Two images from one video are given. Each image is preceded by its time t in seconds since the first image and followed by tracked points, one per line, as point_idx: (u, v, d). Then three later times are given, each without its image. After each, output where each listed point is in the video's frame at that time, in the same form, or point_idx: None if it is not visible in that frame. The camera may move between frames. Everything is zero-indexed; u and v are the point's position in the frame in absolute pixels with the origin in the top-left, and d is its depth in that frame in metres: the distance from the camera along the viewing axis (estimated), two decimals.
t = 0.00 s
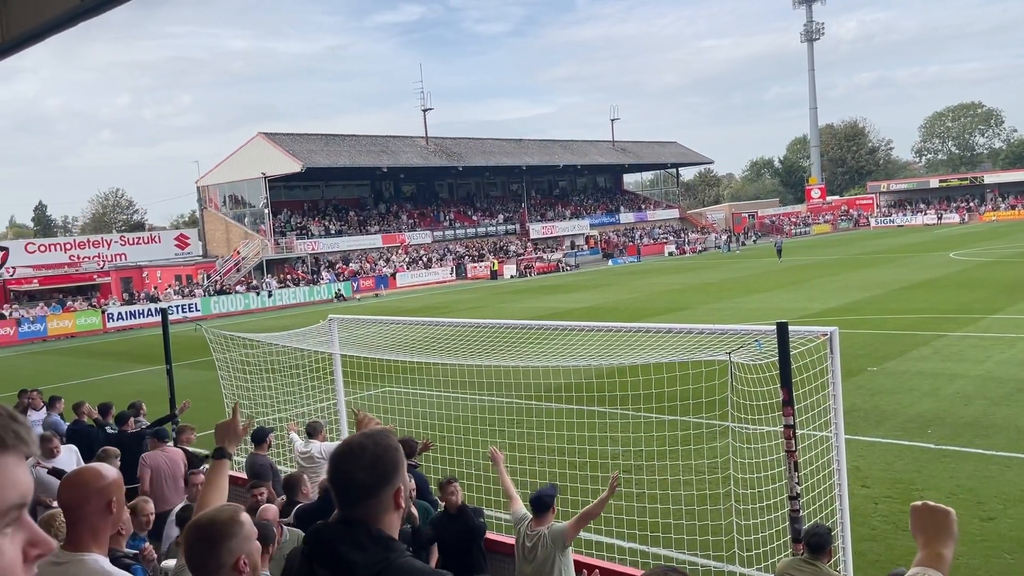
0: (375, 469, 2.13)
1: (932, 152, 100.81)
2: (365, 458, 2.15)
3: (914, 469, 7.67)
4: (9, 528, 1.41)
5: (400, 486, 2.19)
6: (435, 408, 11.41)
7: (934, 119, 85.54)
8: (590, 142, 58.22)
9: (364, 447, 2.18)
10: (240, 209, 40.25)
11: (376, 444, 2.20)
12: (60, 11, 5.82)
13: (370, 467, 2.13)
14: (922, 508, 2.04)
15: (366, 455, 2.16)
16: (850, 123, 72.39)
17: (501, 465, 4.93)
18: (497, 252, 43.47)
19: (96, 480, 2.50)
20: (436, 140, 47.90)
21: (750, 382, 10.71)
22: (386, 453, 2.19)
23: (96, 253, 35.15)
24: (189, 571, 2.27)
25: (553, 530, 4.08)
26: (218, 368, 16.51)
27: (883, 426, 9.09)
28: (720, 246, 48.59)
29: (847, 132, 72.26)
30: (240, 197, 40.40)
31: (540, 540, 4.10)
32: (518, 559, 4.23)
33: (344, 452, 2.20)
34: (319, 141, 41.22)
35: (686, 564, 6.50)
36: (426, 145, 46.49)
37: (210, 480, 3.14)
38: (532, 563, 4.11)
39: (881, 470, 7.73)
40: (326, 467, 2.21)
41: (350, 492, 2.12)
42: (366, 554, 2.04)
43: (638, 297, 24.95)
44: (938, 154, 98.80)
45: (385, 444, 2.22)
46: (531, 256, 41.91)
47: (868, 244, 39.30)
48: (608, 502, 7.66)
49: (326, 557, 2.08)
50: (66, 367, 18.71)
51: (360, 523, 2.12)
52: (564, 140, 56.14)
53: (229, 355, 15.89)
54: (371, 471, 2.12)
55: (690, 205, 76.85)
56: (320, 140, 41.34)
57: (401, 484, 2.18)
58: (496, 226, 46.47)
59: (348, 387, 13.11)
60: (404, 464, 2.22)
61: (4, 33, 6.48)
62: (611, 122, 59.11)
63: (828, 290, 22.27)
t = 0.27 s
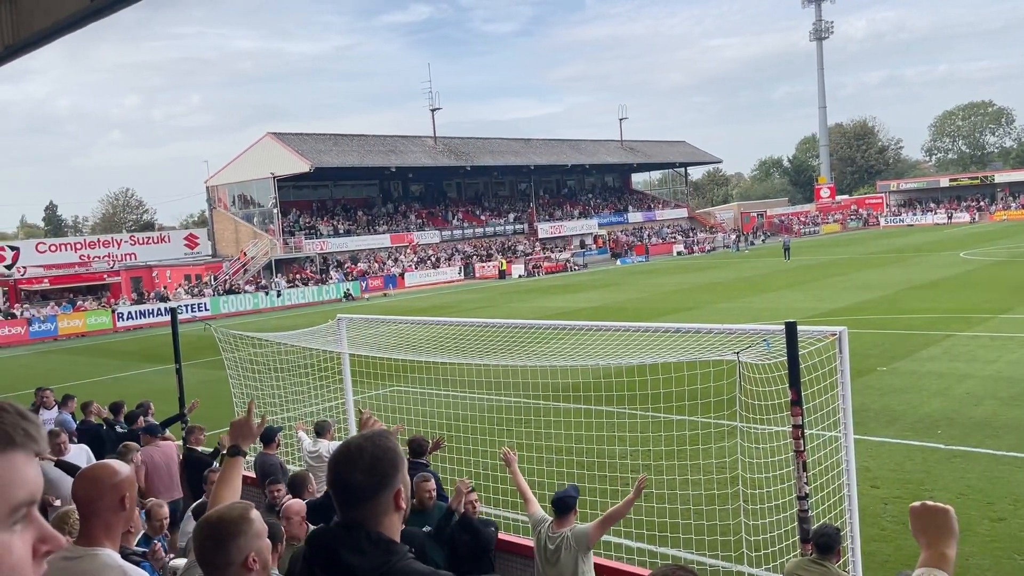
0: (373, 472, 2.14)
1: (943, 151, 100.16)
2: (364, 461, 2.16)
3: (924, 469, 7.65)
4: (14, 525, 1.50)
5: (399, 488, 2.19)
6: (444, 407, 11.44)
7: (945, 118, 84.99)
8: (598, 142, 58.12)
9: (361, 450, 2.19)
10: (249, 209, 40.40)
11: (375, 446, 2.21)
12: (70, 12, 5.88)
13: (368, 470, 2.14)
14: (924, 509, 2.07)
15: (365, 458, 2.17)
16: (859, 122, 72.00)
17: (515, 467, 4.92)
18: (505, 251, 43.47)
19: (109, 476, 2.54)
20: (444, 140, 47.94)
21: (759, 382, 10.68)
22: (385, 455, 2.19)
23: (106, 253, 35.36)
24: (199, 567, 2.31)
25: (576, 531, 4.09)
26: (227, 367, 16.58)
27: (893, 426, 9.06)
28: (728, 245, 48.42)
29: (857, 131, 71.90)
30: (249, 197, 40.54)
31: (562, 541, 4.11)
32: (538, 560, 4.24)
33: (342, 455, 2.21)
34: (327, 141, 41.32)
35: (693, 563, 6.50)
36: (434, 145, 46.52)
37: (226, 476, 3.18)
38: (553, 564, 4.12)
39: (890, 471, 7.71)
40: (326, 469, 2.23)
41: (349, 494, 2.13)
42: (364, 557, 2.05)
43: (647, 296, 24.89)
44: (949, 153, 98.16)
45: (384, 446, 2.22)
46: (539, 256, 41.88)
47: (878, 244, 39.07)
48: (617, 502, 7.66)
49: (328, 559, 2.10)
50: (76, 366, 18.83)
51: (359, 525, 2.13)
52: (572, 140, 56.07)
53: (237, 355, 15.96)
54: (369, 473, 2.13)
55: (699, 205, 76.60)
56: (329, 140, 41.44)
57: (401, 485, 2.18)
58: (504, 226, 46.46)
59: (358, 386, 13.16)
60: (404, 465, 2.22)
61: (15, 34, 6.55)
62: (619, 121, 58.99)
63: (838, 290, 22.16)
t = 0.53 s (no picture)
0: (375, 474, 2.13)
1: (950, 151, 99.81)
2: (365, 461, 2.15)
3: (930, 470, 7.63)
4: (16, 516, 1.31)
5: (400, 489, 2.19)
6: (449, 407, 11.47)
7: (951, 117, 84.71)
8: (603, 142, 58.12)
9: (363, 451, 2.18)
10: (255, 209, 40.50)
11: (376, 448, 2.20)
12: (77, 11, 5.90)
13: (369, 472, 2.13)
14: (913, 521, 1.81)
15: (366, 458, 2.16)
16: (866, 122, 71.82)
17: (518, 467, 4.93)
18: (510, 251, 43.52)
19: (118, 474, 2.50)
20: (449, 140, 48.00)
21: (765, 382, 10.67)
22: (387, 456, 2.19)
23: (112, 252, 35.53)
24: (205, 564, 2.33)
25: (587, 530, 4.09)
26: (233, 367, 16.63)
27: (898, 426, 9.04)
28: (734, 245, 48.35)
29: (863, 131, 71.69)
30: (255, 197, 40.65)
31: (573, 540, 4.10)
32: (550, 560, 4.23)
33: (344, 456, 2.20)
34: (333, 141, 41.39)
35: (699, 563, 6.50)
36: (439, 145, 46.59)
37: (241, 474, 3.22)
38: (565, 564, 4.11)
39: (896, 471, 7.69)
40: (327, 470, 2.22)
41: (350, 495, 2.12)
42: (367, 561, 2.05)
43: (652, 296, 24.88)
44: (956, 152, 97.84)
45: (386, 447, 2.22)
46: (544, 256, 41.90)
47: (884, 244, 38.98)
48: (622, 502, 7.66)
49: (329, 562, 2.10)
50: (84, 365, 18.94)
51: (360, 528, 2.13)
52: (578, 140, 56.06)
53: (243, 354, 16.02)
54: (371, 476, 2.13)
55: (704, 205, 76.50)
56: (335, 140, 41.51)
57: (402, 486, 2.19)
58: (510, 225, 46.51)
59: (363, 385, 13.19)
60: (405, 465, 2.22)
61: (23, 34, 6.57)
62: (625, 121, 58.93)
63: (844, 290, 22.13)
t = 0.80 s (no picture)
0: (368, 479, 2.13)
1: (954, 150, 99.56)
2: (360, 465, 2.16)
3: (932, 470, 7.61)
4: (37, 511, 1.22)
5: (395, 493, 2.20)
6: (451, 407, 11.48)
7: (955, 117, 84.51)
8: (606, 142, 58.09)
9: (356, 457, 2.18)
10: (257, 208, 40.53)
11: (370, 453, 2.20)
12: (81, 11, 5.91)
13: (362, 477, 2.14)
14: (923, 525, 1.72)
15: (360, 464, 2.16)
16: (869, 122, 71.68)
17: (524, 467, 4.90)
18: (513, 251, 43.51)
19: (122, 474, 2.52)
20: (452, 140, 48.01)
21: (767, 382, 10.66)
22: (382, 460, 2.19)
23: (116, 252, 35.60)
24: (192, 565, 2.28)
25: (587, 529, 4.08)
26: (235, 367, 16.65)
27: (900, 426, 9.02)
28: (737, 245, 48.26)
29: (867, 131, 71.57)
30: (258, 197, 40.67)
31: (573, 540, 4.10)
32: (551, 560, 4.22)
33: (338, 461, 2.21)
34: (336, 141, 41.41)
35: (700, 563, 6.51)
36: (442, 145, 46.61)
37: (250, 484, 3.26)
38: (566, 562, 4.12)
39: (898, 472, 7.68)
40: (321, 476, 2.22)
41: (345, 500, 2.13)
42: (361, 567, 2.06)
43: (655, 296, 24.86)
44: (960, 153, 97.64)
45: (379, 453, 2.22)
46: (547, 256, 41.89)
47: (888, 244, 38.89)
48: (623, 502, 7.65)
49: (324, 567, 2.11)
50: (88, 365, 18.98)
51: (354, 532, 2.13)
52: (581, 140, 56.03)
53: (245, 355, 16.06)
54: (364, 482, 2.13)
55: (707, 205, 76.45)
56: (337, 140, 41.53)
57: (397, 490, 2.19)
58: (512, 225, 46.51)
59: (366, 385, 13.20)
60: (401, 469, 2.23)
61: (26, 34, 6.59)
62: (628, 121, 58.88)
63: (847, 290, 22.07)
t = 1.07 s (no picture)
0: (373, 478, 2.13)
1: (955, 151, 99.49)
2: (363, 466, 2.15)
3: (933, 471, 7.61)
4: (58, 511, 1.20)
5: (400, 493, 2.19)
6: (451, 407, 11.47)
7: (956, 117, 84.45)
8: (607, 142, 58.08)
9: (360, 456, 2.18)
10: (258, 208, 40.52)
11: (374, 452, 2.19)
12: (82, 12, 5.91)
13: (366, 477, 2.13)
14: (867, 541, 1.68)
15: (364, 464, 2.15)
16: (870, 122, 71.65)
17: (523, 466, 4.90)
18: (514, 251, 43.50)
19: (122, 474, 2.55)
20: (453, 140, 48.00)
21: (767, 383, 10.66)
22: (386, 460, 2.19)
23: (116, 252, 35.61)
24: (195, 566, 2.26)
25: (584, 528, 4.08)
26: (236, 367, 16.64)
27: (901, 427, 9.02)
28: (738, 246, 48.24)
29: (867, 131, 71.56)
30: (259, 197, 40.67)
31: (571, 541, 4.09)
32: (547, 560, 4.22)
33: (343, 460, 2.20)
34: (336, 141, 41.41)
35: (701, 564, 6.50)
36: (443, 145, 46.62)
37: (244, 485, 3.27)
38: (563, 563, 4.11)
39: (899, 472, 7.67)
40: (324, 475, 2.21)
41: (349, 500, 2.12)
42: (363, 566, 2.05)
43: (656, 297, 24.85)
44: (961, 153, 97.59)
45: (384, 452, 2.21)
46: (548, 256, 41.88)
47: (889, 244, 38.86)
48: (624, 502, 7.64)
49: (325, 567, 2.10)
50: (88, 365, 18.98)
51: (357, 532, 2.12)
52: (581, 140, 56.03)
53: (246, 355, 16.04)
54: (368, 481, 2.12)
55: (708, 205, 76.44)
56: (338, 140, 41.53)
57: (400, 490, 2.18)
58: (513, 225, 46.52)
59: (366, 385, 13.19)
60: (404, 469, 2.22)
61: (26, 34, 6.59)
62: (629, 122, 58.87)
63: (848, 290, 22.06)
